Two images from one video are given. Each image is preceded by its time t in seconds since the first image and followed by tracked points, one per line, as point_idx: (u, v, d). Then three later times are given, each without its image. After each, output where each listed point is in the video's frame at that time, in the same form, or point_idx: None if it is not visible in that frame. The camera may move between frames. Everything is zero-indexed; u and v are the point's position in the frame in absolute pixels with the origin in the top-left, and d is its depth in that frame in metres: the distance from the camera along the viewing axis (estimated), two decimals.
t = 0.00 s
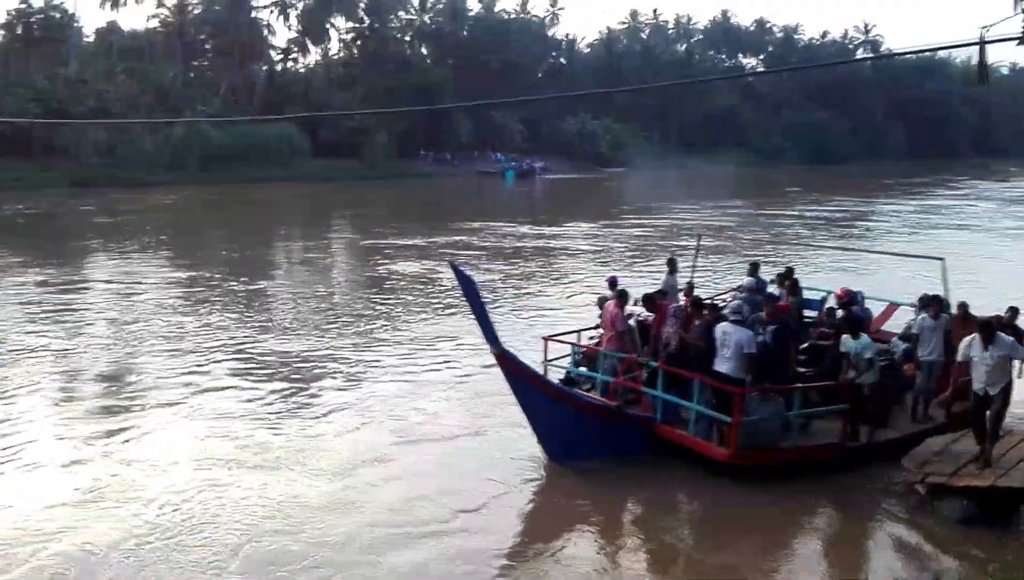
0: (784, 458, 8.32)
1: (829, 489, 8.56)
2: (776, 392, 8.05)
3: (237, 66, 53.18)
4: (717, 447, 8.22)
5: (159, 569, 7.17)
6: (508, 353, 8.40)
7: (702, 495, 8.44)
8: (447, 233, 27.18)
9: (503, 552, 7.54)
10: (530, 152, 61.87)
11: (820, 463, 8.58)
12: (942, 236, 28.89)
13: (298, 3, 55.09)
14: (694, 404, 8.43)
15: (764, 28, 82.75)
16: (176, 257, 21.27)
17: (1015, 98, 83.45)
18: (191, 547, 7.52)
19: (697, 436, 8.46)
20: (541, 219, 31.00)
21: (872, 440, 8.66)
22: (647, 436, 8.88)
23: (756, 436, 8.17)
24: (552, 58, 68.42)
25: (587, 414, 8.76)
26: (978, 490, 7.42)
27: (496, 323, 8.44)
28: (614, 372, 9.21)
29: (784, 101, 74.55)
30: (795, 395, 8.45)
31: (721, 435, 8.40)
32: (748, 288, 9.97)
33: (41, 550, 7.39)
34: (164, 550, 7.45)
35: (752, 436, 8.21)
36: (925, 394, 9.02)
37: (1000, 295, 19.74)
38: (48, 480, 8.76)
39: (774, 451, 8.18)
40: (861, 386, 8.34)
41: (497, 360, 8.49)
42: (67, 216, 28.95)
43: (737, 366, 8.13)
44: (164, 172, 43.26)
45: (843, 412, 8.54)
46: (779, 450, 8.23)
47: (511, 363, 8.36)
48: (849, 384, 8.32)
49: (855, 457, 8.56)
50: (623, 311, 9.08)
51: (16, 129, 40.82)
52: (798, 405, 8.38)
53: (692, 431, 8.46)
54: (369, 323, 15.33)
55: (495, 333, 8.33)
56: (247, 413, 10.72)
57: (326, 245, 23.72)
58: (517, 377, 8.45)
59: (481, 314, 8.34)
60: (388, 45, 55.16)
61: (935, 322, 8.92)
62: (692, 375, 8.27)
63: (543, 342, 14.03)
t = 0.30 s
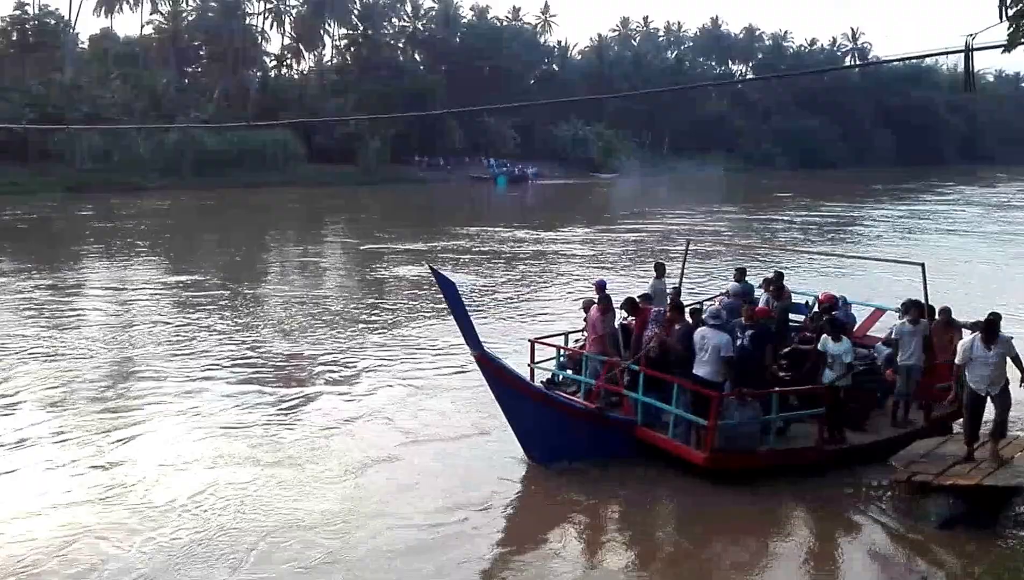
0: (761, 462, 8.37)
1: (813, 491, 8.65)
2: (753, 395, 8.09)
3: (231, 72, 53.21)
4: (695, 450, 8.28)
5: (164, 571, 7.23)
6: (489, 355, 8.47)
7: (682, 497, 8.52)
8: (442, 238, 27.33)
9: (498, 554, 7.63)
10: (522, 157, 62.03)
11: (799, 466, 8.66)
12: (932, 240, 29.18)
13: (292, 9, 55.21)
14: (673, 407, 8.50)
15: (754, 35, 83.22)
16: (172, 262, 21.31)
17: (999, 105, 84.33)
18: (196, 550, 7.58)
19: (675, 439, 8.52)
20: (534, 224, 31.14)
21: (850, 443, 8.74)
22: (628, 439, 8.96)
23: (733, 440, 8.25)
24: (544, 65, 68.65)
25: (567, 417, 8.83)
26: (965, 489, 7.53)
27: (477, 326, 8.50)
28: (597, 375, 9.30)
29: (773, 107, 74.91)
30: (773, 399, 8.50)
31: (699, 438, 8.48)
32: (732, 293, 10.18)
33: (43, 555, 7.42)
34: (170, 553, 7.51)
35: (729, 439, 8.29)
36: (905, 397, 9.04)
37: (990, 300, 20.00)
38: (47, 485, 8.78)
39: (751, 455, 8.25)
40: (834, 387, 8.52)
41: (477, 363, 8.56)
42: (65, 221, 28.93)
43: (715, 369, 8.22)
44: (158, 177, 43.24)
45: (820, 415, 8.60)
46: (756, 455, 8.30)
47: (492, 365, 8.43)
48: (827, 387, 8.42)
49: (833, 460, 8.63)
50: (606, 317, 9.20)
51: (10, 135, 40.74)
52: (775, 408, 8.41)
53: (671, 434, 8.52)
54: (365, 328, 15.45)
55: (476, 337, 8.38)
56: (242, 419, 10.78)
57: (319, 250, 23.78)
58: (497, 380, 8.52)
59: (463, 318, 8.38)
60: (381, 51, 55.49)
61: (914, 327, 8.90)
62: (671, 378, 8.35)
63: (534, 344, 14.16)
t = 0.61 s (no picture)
0: (742, 465, 8.44)
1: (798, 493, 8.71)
2: (732, 399, 8.14)
3: (226, 77, 53.24)
4: (674, 452, 8.34)
5: (167, 571, 7.26)
6: (473, 359, 8.54)
7: (663, 500, 8.56)
8: (438, 243, 27.42)
9: (493, 555, 7.67)
10: (515, 163, 62.11)
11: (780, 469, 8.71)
12: (924, 244, 29.37)
13: (287, 14, 55.29)
14: (654, 410, 8.56)
15: (746, 41, 83.55)
16: (168, 266, 21.36)
17: (988, 110, 84.95)
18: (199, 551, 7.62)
19: (656, 442, 8.58)
20: (528, 229, 31.22)
21: (831, 446, 8.80)
22: (611, 442, 9.03)
23: (713, 443, 8.29)
24: (537, 71, 68.79)
25: (550, 419, 8.89)
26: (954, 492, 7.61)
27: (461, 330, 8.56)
28: (583, 378, 9.40)
29: (765, 113, 75.22)
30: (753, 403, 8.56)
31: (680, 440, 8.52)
32: (719, 298, 10.35)
33: (43, 559, 7.42)
34: (173, 553, 7.56)
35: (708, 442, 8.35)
36: (887, 401, 9.11)
37: (982, 304, 20.15)
38: (45, 490, 8.76)
39: (731, 458, 8.30)
40: (812, 391, 8.46)
41: (462, 366, 8.62)
42: (61, 226, 28.91)
43: (696, 373, 8.31)
44: (154, 183, 43.24)
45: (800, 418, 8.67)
46: (737, 457, 8.35)
47: (476, 369, 8.50)
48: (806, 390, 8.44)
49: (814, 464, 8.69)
50: (592, 320, 9.38)
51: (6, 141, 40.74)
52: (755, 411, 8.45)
53: (653, 437, 8.58)
54: (362, 332, 15.53)
55: (460, 341, 8.44)
56: (236, 423, 10.81)
57: (314, 255, 23.77)
58: (481, 383, 8.59)
59: (448, 322, 8.44)
60: (374, 57, 55.68)
61: (897, 332, 8.89)
62: (652, 382, 8.44)
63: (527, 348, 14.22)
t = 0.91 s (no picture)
0: (728, 467, 8.47)
1: (783, 495, 8.74)
2: (714, 401, 8.16)
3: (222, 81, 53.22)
4: (658, 453, 8.38)
5: (174, 572, 7.29)
6: (459, 360, 8.59)
7: (648, 500, 8.59)
8: (435, 247, 27.46)
9: (488, 556, 7.68)
10: (511, 167, 62.20)
11: (764, 470, 8.74)
12: (917, 248, 29.49)
13: (282, 19, 55.31)
14: (639, 412, 8.60)
15: (740, 46, 83.86)
16: (165, 270, 21.37)
17: (980, 115, 85.37)
18: (206, 551, 7.66)
19: (641, 444, 8.62)
20: (525, 234, 31.27)
21: (816, 449, 8.84)
22: (598, 444, 9.07)
23: (697, 444, 8.31)
24: (532, 75, 68.91)
25: (537, 421, 8.94)
26: (947, 494, 7.62)
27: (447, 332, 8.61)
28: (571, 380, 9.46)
29: (759, 118, 75.44)
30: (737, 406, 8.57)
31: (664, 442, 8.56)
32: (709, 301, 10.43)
33: (47, 561, 7.42)
34: (181, 554, 7.60)
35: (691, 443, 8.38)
36: (872, 404, 9.13)
37: (976, 307, 20.23)
38: (47, 495, 8.75)
39: (714, 459, 8.33)
40: (794, 394, 8.52)
41: (448, 367, 8.67)
42: (57, 230, 28.85)
43: (680, 374, 8.34)
44: (151, 188, 43.18)
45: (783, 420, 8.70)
46: (720, 458, 8.39)
47: (461, 370, 8.56)
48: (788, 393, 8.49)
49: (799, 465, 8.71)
50: (580, 323, 9.47)
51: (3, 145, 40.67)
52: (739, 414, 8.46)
53: (637, 439, 8.62)
54: (359, 336, 15.56)
55: (445, 342, 8.48)
56: (234, 426, 10.85)
57: (309, 259, 23.78)
58: (466, 384, 8.65)
59: (433, 324, 8.48)
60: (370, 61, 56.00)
61: (880, 336, 9.00)
62: (636, 384, 8.50)
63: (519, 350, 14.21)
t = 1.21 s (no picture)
0: (714, 468, 8.52)
1: (771, 495, 8.78)
2: (698, 403, 8.21)
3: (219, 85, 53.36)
4: (644, 455, 8.42)
5: (178, 574, 7.31)
6: (445, 363, 8.63)
7: (635, 502, 8.62)
8: (433, 250, 27.51)
9: (484, 557, 7.71)
10: (507, 170, 62.25)
11: (751, 472, 8.78)
12: (913, 251, 29.57)
13: (279, 23, 55.35)
14: (626, 414, 8.65)
15: (735, 51, 84.08)
16: (162, 274, 21.40)
17: (975, 119, 85.68)
18: (219, 552, 7.71)
19: (629, 446, 8.66)
20: (522, 237, 31.31)
21: (804, 450, 8.88)
22: (586, 446, 9.13)
23: (682, 446, 8.36)
24: (528, 80, 68.98)
25: (525, 421, 8.99)
26: (942, 493, 7.64)
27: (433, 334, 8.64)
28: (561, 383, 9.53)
29: (755, 123, 75.65)
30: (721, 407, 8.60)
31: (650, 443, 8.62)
32: (701, 303, 10.49)
33: (57, 565, 7.45)
34: (195, 555, 7.65)
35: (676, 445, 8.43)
36: (860, 407, 9.19)
37: (971, 310, 20.32)
38: (43, 498, 8.77)
39: (700, 460, 8.38)
40: (778, 397, 8.60)
41: (434, 369, 8.71)
42: (55, 234, 28.88)
43: (665, 377, 8.33)
44: (148, 192, 43.18)
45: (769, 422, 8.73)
46: (706, 459, 8.42)
47: (447, 372, 8.60)
48: (772, 394, 8.54)
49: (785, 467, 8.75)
50: (567, 326, 9.53)
51: None
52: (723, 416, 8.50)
53: (624, 440, 8.68)
54: (357, 340, 15.59)
55: (431, 345, 8.52)
56: (237, 428, 10.90)
57: (306, 262, 23.81)
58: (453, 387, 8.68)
59: (420, 327, 8.52)
60: (366, 66, 56.30)
61: (865, 339, 9.11)
62: (622, 387, 8.57)
63: (513, 352, 14.25)
